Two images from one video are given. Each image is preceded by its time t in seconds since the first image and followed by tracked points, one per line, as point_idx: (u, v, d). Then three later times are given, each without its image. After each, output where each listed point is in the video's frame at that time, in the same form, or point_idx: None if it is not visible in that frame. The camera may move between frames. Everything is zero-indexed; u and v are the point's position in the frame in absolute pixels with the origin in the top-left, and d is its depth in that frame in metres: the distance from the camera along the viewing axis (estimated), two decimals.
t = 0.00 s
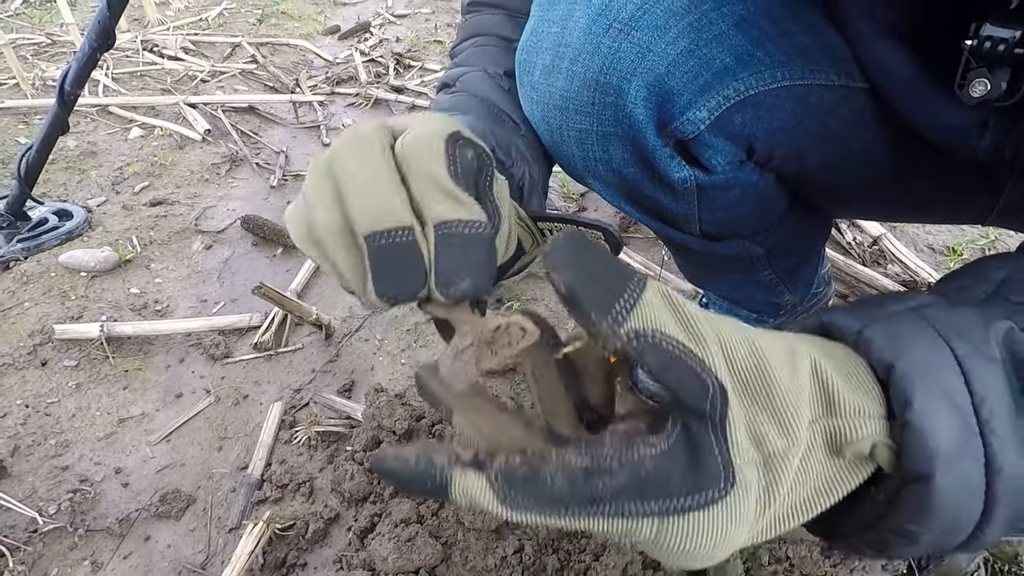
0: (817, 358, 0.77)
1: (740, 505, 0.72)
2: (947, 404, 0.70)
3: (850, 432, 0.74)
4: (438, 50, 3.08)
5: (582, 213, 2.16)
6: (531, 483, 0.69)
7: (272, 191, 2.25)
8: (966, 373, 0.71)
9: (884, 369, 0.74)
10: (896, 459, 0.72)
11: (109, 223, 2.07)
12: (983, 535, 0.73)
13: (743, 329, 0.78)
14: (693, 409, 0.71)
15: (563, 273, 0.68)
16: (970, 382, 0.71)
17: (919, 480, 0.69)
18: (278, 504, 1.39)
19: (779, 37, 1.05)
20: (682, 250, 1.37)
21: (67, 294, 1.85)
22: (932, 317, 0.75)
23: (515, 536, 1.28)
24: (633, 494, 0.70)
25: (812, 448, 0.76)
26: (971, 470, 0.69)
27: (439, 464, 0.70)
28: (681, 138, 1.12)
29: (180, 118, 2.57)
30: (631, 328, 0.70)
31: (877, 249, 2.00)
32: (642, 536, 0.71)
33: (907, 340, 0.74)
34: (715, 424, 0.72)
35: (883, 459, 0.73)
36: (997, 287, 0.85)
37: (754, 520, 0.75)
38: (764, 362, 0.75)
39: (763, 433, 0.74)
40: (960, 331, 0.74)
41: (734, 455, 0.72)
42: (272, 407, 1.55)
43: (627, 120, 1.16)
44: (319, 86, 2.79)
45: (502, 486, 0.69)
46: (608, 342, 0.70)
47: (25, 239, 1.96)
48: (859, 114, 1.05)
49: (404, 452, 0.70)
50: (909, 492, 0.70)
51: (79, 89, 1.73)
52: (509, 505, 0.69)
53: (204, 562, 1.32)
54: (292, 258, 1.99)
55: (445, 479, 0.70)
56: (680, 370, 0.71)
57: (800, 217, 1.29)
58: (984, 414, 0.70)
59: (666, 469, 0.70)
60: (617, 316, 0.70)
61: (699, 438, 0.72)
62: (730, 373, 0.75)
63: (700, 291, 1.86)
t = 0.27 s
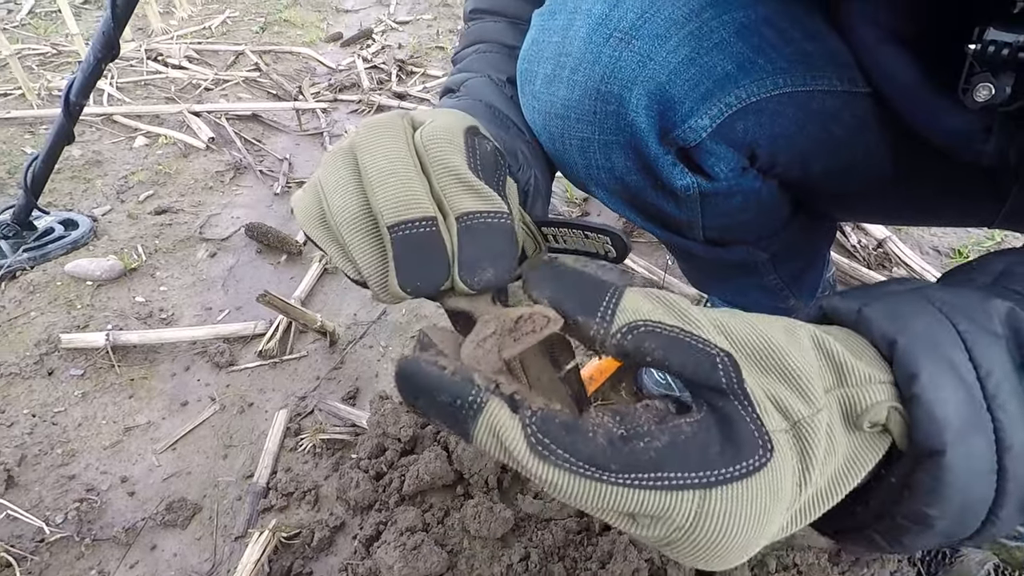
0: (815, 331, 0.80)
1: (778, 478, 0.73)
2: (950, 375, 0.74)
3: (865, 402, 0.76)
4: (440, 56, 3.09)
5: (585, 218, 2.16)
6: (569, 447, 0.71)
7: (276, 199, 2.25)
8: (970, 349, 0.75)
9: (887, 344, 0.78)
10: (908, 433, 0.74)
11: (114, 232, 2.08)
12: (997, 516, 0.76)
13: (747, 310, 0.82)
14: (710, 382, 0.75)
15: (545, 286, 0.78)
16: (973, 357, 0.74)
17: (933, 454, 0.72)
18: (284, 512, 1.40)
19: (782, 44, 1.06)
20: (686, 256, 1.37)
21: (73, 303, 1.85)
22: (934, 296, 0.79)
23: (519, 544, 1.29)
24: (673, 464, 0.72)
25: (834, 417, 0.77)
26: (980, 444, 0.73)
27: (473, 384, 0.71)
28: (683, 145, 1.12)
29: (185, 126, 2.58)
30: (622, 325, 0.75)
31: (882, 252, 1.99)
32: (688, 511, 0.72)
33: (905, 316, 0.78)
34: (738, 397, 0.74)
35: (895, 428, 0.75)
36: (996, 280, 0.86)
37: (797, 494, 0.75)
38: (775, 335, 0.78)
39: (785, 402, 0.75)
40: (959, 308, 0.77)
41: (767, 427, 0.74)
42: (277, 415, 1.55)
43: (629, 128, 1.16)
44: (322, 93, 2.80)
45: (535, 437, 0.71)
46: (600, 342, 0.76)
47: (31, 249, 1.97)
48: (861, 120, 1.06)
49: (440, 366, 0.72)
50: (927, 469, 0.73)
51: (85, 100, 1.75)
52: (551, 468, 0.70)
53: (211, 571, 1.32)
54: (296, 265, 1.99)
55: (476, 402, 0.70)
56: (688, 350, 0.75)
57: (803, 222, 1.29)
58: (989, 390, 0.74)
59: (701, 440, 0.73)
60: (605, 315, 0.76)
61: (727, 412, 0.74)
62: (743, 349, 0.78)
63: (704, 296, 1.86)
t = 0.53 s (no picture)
0: (828, 362, 0.83)
1: (794, 514, 0.76)
2: (961, 403, 0.76)
3: (879, 435, 0.78)
4: (446, 62, 3.10)
5: (589, 224, 2.16)
6: (590, 484, 0.74)
7: (281, 204, 2.26)
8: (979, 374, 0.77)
9: (897, 371, 0.81)
10: (917, 460, 0.77)
11: (121, 236, 2.09)
12: (1004, 540, 0.79)
13: (765, 341, 0.85)
14: (727, 417, 0.78)
15: (568, 304, 0.79)
16: (983, 384, 0.77)
17: (942, 482, 0.75)
18: (287, 517, 1.40)
19: (787, 55, 1.06)
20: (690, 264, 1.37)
21: (79, 307, 1.86)
22: (943, 321, 0.82)
23: (522, 550, 1.29)
24: (694, 502, 0.75)
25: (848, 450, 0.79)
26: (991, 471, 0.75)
27: (508, 403, 0.76)
28: (688, 154, 1.13)
29: (191, 131, 2.59)
30: (641, 352, 0.78)
31: (885, 259, 1.99)
32: (705, 548, 0.75)
33: (916, 343, 0.80)
34: (755, 433, 0.78)
35: (906, 457, 0.78)
36: (1002, 296, 0.87)
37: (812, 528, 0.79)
38: (791, 368, 0.81)
39: (801, 437, 0.79)
40: (966, 332, 0.80)
41: (784, 463, 0.77)
42: (281, 420, 1.55)
43: (635, 138, 1.17)
44: (328, 99, 2.82)
45: (558, 469, 0.74)
46: (620, 367, 0.79)
47: (38, 252, 1.99)
48: (865, 131, 1.06)
49: (481, 378, 0.78)
50: (934, 496, 0.76)
51: (93, 105, 1.76)
52: (576, 504, 0.74)
53: None
54: (301, 269, 2.00)
55: (506, 420, 0.75)
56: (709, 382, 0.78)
57: (806, 231, 1.29)
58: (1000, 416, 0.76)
59: (719, 478, 0.76)
60: (626, 341, 0.79)
61: (744, 447, 0.77)
62: (758, 383, 0.81)
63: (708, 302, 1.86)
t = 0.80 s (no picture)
0: (837, 397, 0.86)
1: (817, 556, 0.80)
2: (966, 431, 0.81)
3: (892, 470, 0.82)
4: (446, 68, 3.12)
5: (588, 229, 2.18)
6: (617, 548, 0.78)
7: (281, 208, 2.27)
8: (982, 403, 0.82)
9: (903, 402, 0.85)
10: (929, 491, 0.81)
11: (122, 241, 2.10)
12: (1012, 566, 0.81)
13: (771, 380, 0.89)
14: (742, 462, 0.82)
15: (575, 355, 0.82)
16: (986, 411, 0.82)
17: (952, 512, 0.79)
18: (286, 521, 1.40)
19: (780, 62, 1.07)
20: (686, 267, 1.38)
21: (79, 312, 1.87)
22: (947, 350, 0.87)
23: (521, 554, 1.29)
24: (718, 551, 0.79)
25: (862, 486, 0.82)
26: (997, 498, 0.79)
27: (530, 464, 0.78)
28: (684, 159, 1.14)
29: (192, 136, 2.61)
30: (651, 402, 0.81)
31: (882, 264, 1.99)
32: None
33: (920, 373, 0.85)
34: (772, 476, 0.81)
35: (917, 487, 0.82)
36: (1000, 314, 0.93)
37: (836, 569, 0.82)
38: (799, 409, 0.84)
39: (816, 477, 0.82)
40: (971, 361, 0.85)
41: (802, 507, 0.81)
42: (281, 423, 1.56)
43: (631, 142, 1.18)
44: (328, 104, 2.83)
45: (580, 531, 0.78)
46: (629, 418, 0.82)
47: (39, 257, 2.00)
48: (858, 137, 1.08)
49: (502, 437, 0.79)
50: (946, 526, 0.80)
51: (94, 111, 1.77)
52: (597, 564, 0.78)
53: None
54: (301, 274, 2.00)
55: (528, 482, 0.77)
56: (723, 426, 0.82)
57: (803, 235, 1.29)
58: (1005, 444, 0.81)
59: (740, 526, 0.80)
60: (634, 393, 0.81)
61: (763, 490, 0.82)
62: (771, 424, 0.85)
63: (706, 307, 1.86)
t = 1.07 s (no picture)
0: (833, 397, 0.86)
1: (812, 554, 0.79)
2: (962, 433, 0.79)
3: (888, 470, 0.81)
4: (446, 71, 3.13)
5: (587, 232, 2.18)
6: (610, 545, 0.78)
7: (280, 210, 2.27)
8: (979, 404, 0.80)
9: (900, 403, 0.84)
10: (924, 491, 0.80)
11: (120, 242, 2.10)
12: (1008, 568, 0.79)
13: (768, 378, 0.89)
14: (736, 461, 0.82)
15: (570, 351, 0.84)
16: (983, 413, 0.80)
17: (947, 514, 0.77)
18: (283, 523, 1.40)
19: (779, 64, 1.07)
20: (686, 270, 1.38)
21: (78, 313, 1.87)
22: (944, 351, 0.85)
23: (518, 556, 1.28)
24: (711, 551, 0.78)
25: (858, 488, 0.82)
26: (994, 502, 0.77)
27: (525, 458, 0.80)
28: (682, 161, 1.14)
29: (192, 138, 2.61)
30: (646, 398, 0.83)
31: (881, 268, 1.99)
32: None
33: (917, 375, 0.83)
34: (766, 475, 0.81)
35: (913, 489, 0.81)
36: (998, 317, 0.91)
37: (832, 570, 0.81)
38: (794, 408, 0.84)
39: (811, 477, 0.82)
40: (970, 363, 0.83)
41: (796, 506, 0.80)
42: (278, 425, 1.55)
43: (630, 144, 1.18)
44: (328, 106, 2.84)
45: (574, 528, 0.79)
46: (625, 415, 0.83)
47: (37, 259, 2.00)
48: (856, 139, 1.08)
49: (500, 433, 0.80)
50: (942, 528, 0.78)
51: (94, 112, 1.77)
52: (591, 561, 0.78)
53: None
54: (300, 276, 2.00)
55: (523, 477, 0.79)
56: (718, 424, 0.82)
57: (802, 238, 1.30)
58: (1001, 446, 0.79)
59: (735, 526, 0.80)
60: (630, 389, 0.83)
61: (757, 490, 0.81)
62: (767, 424, 0.85)
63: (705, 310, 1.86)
